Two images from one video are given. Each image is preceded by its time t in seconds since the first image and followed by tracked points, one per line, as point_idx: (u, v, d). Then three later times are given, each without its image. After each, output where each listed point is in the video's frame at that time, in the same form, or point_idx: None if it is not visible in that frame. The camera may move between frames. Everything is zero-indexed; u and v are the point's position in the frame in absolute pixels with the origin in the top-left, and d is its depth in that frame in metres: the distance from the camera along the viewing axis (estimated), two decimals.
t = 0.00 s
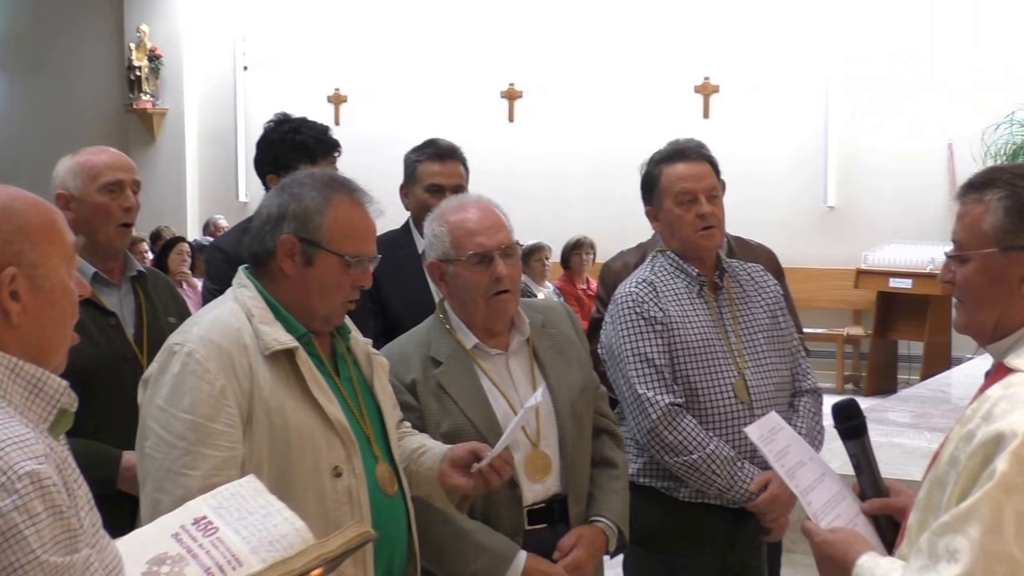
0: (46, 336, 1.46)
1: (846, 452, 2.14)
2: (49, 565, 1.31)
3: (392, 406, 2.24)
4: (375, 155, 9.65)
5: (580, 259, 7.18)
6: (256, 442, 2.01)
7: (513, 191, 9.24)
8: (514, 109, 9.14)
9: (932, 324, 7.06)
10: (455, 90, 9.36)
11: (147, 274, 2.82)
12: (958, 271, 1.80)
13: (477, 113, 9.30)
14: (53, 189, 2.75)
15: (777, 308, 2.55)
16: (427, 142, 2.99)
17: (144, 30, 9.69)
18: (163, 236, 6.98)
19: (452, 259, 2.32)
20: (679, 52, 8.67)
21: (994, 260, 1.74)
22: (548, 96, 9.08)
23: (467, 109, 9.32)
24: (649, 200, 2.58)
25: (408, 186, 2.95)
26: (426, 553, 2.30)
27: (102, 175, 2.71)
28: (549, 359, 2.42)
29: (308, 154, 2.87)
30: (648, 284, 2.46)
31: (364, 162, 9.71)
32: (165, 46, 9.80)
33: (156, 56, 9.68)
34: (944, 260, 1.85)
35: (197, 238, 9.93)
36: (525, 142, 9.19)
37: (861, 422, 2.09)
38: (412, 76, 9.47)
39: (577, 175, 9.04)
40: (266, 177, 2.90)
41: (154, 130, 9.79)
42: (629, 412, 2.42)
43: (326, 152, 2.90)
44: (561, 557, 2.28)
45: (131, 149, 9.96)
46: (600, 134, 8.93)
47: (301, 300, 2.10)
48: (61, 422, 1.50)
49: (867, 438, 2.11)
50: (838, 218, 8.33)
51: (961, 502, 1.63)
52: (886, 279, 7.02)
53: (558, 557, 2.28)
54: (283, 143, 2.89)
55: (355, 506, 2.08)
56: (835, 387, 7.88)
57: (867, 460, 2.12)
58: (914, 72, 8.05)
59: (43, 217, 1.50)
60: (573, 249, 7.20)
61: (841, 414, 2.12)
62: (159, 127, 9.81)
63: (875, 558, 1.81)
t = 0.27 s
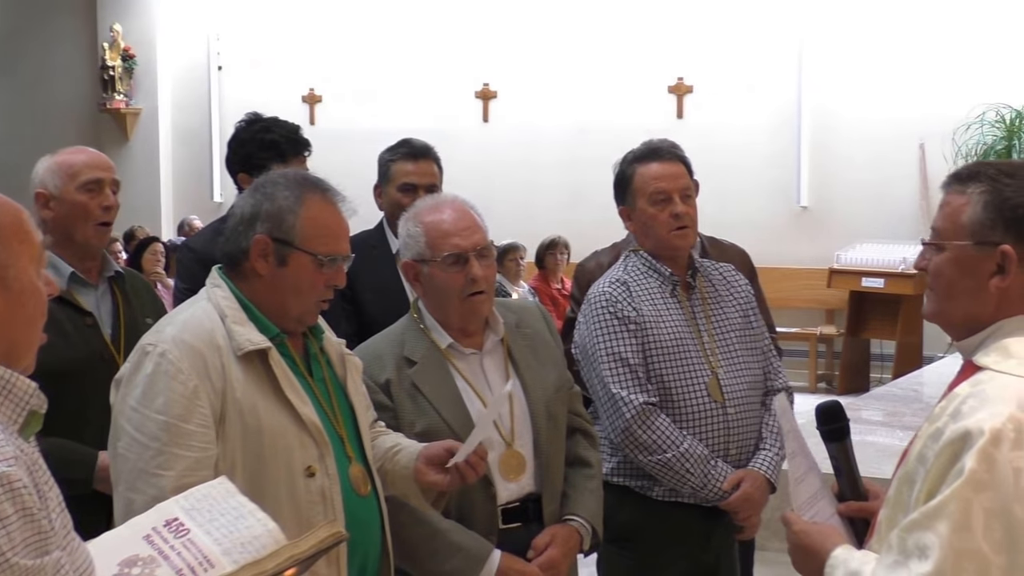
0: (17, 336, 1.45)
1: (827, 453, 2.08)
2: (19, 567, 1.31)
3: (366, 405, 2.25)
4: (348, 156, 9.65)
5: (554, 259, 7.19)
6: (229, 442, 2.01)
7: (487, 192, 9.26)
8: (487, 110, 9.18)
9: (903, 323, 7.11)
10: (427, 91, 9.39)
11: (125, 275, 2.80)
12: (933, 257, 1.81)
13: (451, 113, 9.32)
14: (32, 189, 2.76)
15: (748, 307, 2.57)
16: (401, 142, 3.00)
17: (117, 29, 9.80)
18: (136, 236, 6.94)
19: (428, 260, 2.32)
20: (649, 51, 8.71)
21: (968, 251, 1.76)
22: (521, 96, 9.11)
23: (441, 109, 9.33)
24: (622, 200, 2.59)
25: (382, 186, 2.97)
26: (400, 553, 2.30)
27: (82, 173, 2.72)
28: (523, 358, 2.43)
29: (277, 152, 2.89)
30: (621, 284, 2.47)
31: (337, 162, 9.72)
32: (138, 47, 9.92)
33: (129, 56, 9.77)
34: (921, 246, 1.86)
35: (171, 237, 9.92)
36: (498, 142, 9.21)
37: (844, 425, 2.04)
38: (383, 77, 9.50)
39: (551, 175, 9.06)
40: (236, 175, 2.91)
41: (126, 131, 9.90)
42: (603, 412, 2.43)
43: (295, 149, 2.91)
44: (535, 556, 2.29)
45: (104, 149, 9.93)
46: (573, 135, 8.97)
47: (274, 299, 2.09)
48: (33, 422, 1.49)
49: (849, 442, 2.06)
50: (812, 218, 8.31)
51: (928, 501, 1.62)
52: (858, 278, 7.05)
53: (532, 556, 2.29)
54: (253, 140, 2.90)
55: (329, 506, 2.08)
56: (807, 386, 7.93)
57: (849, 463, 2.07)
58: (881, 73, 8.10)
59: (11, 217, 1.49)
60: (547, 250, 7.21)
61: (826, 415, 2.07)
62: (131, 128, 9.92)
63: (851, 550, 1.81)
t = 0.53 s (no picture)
0: None
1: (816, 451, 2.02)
2: None
3: (339, 405, 2.25)
4: (324, 156, 9.62)
5: (530, 259, 7.19)
6: (203, 443, 2.00)
7: (463, 192, 9.26)
8: (464, 110, 9.18)
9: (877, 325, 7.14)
10: (403, 91, 9.37)
11: (106, 275, 2.81)
12: (907, 253, 1.80)
13: (427, 113, 9.30)
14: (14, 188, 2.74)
15: (721, 306, 2.57)
16: (376, 142, 3.04)
17: (92, 28, 9.55)
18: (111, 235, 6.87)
19: (401, 261, 2.33)
20: (623, 53, 8.75)
21: (942, 249, 1.74)
22: (496, 96, 9.10)
23: (417, 109, 9.33)
24: (596, 199, 2.60)
25: (355, 186, 3.01)
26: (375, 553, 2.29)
27: (66, 173, 2.70)
28: (498, 358, 2.43)
29: (229, 144, 3.04)
30: (594, 283, 2.48)
31: (311, 162, 9.68)
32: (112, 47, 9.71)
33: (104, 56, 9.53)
34: (896, 242, 1.85)
35: (145, 238, 9.85)
36: (474, 141, 9.20)
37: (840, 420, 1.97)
38: (357, 77, 9.47)
39: (529, 175, 9.05)
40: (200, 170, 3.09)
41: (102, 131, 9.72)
42: (575, 411, 2.44)
43: (247, 143, 3.06)
44: (510, 555, 2.29)
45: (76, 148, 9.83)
46: (551, 135, 8.97)
47: (248, 300, 2.09)
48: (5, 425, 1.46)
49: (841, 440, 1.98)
50: (787, 217, 8.38)
51: (901, 501, 1.61)
52: (834, 278, 7.08)
53: (507, 555, 2.29)
54: (212, 134, 3.06)
55: (303, 507, 2.08)
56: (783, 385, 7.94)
57: (834, 460, 2.01)
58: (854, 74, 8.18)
59: None
60: (524, 249, 7.18)
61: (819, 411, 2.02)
62: (107, 127, 9.73)
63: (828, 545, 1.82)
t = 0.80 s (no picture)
0: None
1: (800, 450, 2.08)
2: None
3: (312, 406, 2.25)
4: (299, 156, 9.57)
5: (506, 259, 7.18)
6: (176, 445, 1.98)
7: (438, 193, 9.26)
8: (440, 110, 9.18)
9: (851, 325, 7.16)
10: (381, 90, 9.35)
11: (87, 276, 2.79)
12: (879, 253, 1.78)
13: (404, 113, 9.30)
14: None
15: (695, 306, 2.58)
16: (350, 143, 3.06)
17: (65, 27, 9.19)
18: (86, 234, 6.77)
19: (375, 262, 2.33)
20: (600, 52, 8.76)
21: (914, 250, 1.73)
22: (473, 95, 9.11)
23: (394, 109, 9.30)
24: (569, 199, 2.61)
25: (328, 187, 3.01)
26: (348, 553, 2.28)
27: (47, 174, 2.70)
28: (472, 358, 2.43)
29: (190, 139, 3.07)
30: (567, 284, 2.48)
31: (285, 162, 9.64)
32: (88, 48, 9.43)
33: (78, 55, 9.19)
34: (868, 243, 1.83)
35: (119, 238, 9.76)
36: (450, 141, 9.20)
37: (824, 423, 2.06)
38: (333, 77, 9.44)
39: (504, 176, 9.07)
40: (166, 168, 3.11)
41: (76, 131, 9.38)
42: (549, 411, 2.44)
43: (209, 139, 3.08)
44: (484, 554, 2.29)
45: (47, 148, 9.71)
46: (528, 135, 8.98)
47: (220, 301, 2.08)
48: None
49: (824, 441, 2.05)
50: (762, 218, 8.44)
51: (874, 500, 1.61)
52: (808, 278, 7.10)
53: (481, 555, 2.29)
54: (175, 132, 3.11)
55: (276, 508, 2.07)
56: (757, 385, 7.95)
57: (820, 463, 2.04)
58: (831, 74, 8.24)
59: None
60: (500, 249, 7.17)
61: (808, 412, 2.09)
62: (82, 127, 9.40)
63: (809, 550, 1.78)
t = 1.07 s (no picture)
0: None
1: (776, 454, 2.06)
2: None
3: (284, 406, 2.24)
4: (273, 155, 9.53)
5: (482, 258, 7.17)
6: (147, 447, 1.97)
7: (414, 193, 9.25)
8: (415, 109, 9.16)
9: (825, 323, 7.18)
10: (356, 89, 9.32)
11: (66, 275, 2.76)
12: (849, 255, 1.78)
13: (379, 113, 9.27)
14: None
15: (669, 306, 2.59)
16: (321, 141, 3.08)
17: (38, 27, 8.97)
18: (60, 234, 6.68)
19: (347, 262, 2.32)
20: (573, 50, 8.77)
21: (883, 250, 1.73)
22: (449, 94, 9.11)
23: (369, 108, 9.28)
24: (543, 199, 2.61)
25: (301, 185, 3.03)
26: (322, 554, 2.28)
27: (22, 175, 2.70)
28: (445, 359, 2.43)
29: (160, 137, 3.10)
30: (541, 283, 2.48)
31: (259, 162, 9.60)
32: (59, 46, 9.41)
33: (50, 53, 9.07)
34: (838, 243, 1.83)
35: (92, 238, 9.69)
36: (426, 141, 9.19)
37: (800, 427, 2.04)
38: (307, 77, 9.41)
39: (480, 176, 9.08)
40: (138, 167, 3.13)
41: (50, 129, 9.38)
42: (523, 410, 2.45)
43: (178, 136, 3.11)
44: (458, 554, 2.29)
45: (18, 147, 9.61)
46: (505, 135, 8.98)
47: (190, 302, 2.07)
48: None
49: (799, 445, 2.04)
50: (737, 217, 8.48)
51: (846, 498, 1.60)
52: (782, 278, 7.15)
53: (455, 555, 2.29)
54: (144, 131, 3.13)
55: (249, 510, 2.06)
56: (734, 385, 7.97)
57: (794, 467, 2.05)
58: (806, 74, 8.29)
59: None
60: (475, 249, 7.16)
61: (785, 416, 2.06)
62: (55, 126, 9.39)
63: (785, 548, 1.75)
